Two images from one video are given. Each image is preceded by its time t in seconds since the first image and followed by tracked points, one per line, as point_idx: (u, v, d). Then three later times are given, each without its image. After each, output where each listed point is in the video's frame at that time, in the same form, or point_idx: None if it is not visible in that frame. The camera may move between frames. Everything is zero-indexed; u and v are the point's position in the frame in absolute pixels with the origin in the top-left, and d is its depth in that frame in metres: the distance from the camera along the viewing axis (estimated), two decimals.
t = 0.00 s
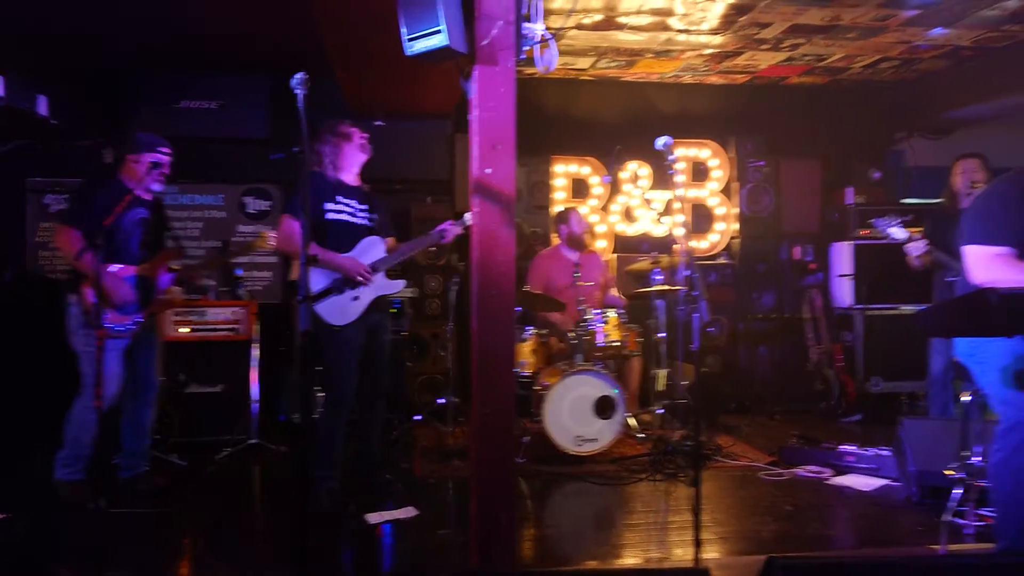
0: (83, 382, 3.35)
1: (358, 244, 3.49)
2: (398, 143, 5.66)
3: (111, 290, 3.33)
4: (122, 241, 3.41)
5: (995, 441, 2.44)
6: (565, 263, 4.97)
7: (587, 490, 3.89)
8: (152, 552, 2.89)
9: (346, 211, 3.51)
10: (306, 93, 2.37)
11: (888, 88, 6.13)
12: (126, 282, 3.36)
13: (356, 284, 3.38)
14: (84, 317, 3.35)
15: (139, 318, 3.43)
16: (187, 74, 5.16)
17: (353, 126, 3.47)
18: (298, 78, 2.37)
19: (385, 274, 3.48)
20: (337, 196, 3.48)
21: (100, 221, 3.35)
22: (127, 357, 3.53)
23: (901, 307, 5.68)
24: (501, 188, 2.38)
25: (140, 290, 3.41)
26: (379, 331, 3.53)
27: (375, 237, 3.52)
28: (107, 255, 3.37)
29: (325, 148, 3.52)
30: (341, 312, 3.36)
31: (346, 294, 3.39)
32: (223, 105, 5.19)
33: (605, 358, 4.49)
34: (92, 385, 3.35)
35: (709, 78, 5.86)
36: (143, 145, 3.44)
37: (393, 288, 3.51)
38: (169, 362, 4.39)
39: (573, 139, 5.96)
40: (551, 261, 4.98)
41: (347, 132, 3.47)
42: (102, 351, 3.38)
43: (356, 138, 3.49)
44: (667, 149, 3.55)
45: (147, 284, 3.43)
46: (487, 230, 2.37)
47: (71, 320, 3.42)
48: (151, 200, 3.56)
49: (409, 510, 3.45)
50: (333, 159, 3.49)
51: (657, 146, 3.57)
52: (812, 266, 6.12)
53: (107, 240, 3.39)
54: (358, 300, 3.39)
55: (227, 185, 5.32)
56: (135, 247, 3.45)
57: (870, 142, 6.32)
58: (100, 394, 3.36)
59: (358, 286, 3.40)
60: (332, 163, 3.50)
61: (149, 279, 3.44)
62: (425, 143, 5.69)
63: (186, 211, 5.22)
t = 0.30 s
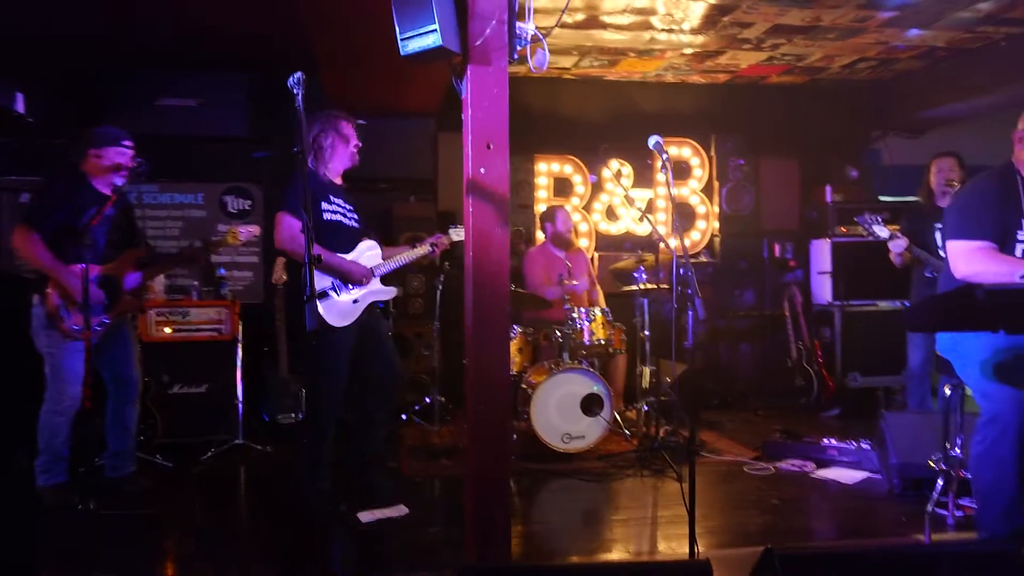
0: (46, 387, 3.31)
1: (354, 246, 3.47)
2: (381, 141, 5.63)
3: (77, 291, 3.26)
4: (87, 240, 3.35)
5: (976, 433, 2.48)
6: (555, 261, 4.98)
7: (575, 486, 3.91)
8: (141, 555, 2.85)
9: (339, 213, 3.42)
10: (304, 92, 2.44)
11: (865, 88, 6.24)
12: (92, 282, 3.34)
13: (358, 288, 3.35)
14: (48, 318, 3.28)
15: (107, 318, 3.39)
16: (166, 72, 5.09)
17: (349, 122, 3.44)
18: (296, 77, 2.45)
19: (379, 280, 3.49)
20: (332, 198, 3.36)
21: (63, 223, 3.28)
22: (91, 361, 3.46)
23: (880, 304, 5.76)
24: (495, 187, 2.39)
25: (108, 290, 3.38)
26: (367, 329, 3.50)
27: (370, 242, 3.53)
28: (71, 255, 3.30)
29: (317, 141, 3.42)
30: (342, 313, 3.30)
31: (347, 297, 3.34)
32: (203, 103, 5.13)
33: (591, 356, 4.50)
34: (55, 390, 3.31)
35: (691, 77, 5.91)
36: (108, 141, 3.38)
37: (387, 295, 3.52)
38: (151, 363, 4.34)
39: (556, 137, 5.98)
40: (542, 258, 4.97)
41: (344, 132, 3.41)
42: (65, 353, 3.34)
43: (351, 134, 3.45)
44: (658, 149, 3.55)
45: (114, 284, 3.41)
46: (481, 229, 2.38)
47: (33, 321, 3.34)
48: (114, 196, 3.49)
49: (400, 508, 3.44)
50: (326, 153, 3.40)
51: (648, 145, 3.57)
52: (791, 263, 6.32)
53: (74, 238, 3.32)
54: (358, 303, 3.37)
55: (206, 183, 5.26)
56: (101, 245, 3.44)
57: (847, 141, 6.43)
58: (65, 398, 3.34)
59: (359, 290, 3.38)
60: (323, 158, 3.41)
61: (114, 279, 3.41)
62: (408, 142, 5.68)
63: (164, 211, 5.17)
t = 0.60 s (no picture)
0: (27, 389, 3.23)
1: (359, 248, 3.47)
2: (370, 140, 5.61)
3: (54, 287, 3.19)
4: (64, 238, 3.29)
5: (970, 429, 2.54)
6: (546, 262, 4.98)
7: (570, 484, 3.93)
8: (139, 558, 2.82)
9: (347, 215, 3.36)
10: (315, 95, 2.39)
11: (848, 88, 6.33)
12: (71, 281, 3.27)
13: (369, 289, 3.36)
14: (23, 319, 3.21)
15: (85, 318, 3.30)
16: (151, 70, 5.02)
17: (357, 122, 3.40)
18: (308, 79, 2.38)
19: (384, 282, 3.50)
20: (340, 201, 3.31)
21: (39, 220, 3.24)
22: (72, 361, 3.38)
23: (862, 300, 5.89)
24: (498, 187, 2.39)
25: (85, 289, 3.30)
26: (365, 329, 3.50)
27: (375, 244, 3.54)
28: (45, 254, 3.26)
29: (326, 133, 3.30)
30: (354, 313, 3.30)
31: (358, 298, 3.33)
32: (190, 102, 5.06)
33: (582, 353, 4.51)
34: (36, 390, 3.23)
35: (677, 76, 5.97)
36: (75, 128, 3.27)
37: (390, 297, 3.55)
38: (140, 365, 4.30)
39: (544, 136, 6.00)
40: (533, 258, 4.98)
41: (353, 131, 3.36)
42: (43, 355, 3.24)
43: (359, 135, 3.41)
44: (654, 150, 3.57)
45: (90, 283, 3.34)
46: (485, 229, 2.38)
47: (12, 323, 3.29)
48: (94, 195, 3.44)
49: (398, 507, 3.44)
50: (337, 151, 3.31)
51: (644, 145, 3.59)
52: (778, 261, 6.30)
53: (49, 239, 3.27)
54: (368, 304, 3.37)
55: (194, 183, 5.19)
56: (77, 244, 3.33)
57: (831, 140, 6.53)
58: (47, 399, 3.25)
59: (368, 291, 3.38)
60: (333, 155, 3.31)
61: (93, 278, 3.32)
62: (396, 141, 5.66)
63: (150, 210, 5.09)
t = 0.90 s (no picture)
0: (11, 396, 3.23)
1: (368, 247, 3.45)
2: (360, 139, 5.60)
3: (26, 292, 3.15)
4: (36, 245, 3.21)
5: (960, 424, 2.59)
6: (536, 260, 5.03)
7: (563, 482, 3.95)
8: (134, 560, 2.79)
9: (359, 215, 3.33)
10: (319, 95, 2.44)
11: (832, 91, 6.43)
12: (42, 288, 3.23)
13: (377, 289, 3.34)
14: None
15: (60, 324, 3.26)
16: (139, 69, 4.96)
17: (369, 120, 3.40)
18: (312, 80, 2.43)
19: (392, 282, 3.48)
20: (352, 200, 3.29)
21: (11, 227, 3.16)
22: (54, 366, 3.32)
23: (847, 300, 5.98)
24: (497, 188, 2.40)
25: (59, 297, 3.26)
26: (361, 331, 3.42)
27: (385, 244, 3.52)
28: (17, 262, 3.20)
29: (337, 131, 3.30)
30: (362, 313, 3.29)
31: (365, 298, 3.32)
32: (178, 102, 5.01)
33: (573, 352, 4.52)
34: (20, 397, 3.22)
35: (665, 77, 6.02)
36: (52, 132, 3.21)
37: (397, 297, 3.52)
38: (131, 366, 4.26)
39: (534, 137, 6.02)
40: (524, 257, 5.04)
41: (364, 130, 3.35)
42: (27, 358, 3.22)
43: (371, 134, 3.41)
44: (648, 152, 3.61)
45: (66, 290, 3.29)
46: (484, 228, 2.39)
47: None
48: (75, 201, 3.34)
49: (394, 506, 3.43)
50: (348, 150, 3.32)
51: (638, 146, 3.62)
52: (763, 260, 6.40)
53: (22, 246, 3.20)
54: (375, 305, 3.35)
55: (182, 183, 5.15)
56: (54, 248, 3.26)
57: (817, 141, 6.61)
58: (32, 405, 3.24)
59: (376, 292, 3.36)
60: (345, 152, 3.31)
61: (67, 285, 3.28)
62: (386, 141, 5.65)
63: (139, 211, 5.05)
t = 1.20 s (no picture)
0: None
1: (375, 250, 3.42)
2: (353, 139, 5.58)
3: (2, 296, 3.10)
4: (18, 244, 3.18)
5: (955, 423, 2.61)
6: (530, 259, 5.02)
7: (558, 481, 3.95)
8: (129, 561, 2.76)
9: (360, 218, 3.37)
10: (323, 96, 2.33)
11: (824, 92, 6.47)
12: (21, 288, 3.17)
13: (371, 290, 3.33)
14: None
15: (38, 324, 3.21)
16: (132, 68, 4.93)
17: (382, 123, 3.25)
18: (315, 80, 2.33)
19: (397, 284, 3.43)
20: (353, 201, 3.34)
21: None
22: (40, 365, 3.28)
23: (837, 300, 6.01)
24: (496, 188, 2.40)
25: (41, 298, 3.20)
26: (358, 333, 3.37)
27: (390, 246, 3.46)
28: None
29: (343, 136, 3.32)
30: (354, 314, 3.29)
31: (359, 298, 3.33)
32: (171, 101, 4.98)
33: (567, 352, 4.53)
34: (8, 396, 3.18)
35: (658, 78, 6.03)
36: (36, 131, 3.18)
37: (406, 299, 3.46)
38: (125, 365, 4.25)
39: (527, 137, 6.02)
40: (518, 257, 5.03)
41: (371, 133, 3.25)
42: (11, 357, 3.17)
43: (382, 138, 3.28)
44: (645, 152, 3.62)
45: (49, 291, 3.23)
46: (483, 228, 2.39)
47: None
48: (62, 198, 3.32)
49: (390, 505, 3.43)
50: (355, 153, 3.30)
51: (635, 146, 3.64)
52: (755, 260, 6.41)
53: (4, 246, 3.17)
54: (370, 306, 3.34)
55: (175, 182, 5.12)
56: (38, 248, 3.24)
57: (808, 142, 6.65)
58: (20, 403, 3.20)
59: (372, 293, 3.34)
60: (347, 158, 3.33)
61: (49, 284, 3.23)
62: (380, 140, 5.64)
63: (132, 210, 5.02)
